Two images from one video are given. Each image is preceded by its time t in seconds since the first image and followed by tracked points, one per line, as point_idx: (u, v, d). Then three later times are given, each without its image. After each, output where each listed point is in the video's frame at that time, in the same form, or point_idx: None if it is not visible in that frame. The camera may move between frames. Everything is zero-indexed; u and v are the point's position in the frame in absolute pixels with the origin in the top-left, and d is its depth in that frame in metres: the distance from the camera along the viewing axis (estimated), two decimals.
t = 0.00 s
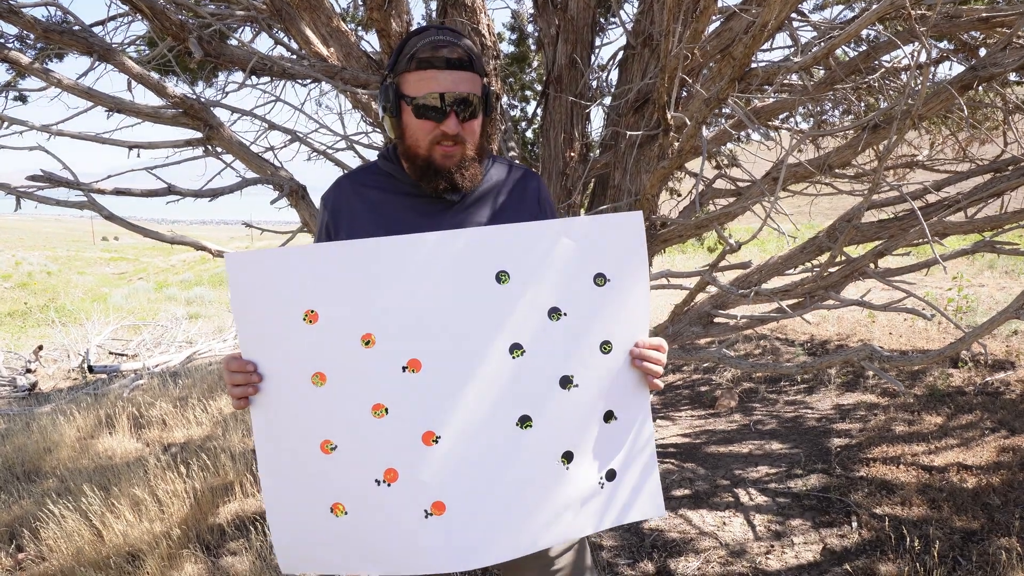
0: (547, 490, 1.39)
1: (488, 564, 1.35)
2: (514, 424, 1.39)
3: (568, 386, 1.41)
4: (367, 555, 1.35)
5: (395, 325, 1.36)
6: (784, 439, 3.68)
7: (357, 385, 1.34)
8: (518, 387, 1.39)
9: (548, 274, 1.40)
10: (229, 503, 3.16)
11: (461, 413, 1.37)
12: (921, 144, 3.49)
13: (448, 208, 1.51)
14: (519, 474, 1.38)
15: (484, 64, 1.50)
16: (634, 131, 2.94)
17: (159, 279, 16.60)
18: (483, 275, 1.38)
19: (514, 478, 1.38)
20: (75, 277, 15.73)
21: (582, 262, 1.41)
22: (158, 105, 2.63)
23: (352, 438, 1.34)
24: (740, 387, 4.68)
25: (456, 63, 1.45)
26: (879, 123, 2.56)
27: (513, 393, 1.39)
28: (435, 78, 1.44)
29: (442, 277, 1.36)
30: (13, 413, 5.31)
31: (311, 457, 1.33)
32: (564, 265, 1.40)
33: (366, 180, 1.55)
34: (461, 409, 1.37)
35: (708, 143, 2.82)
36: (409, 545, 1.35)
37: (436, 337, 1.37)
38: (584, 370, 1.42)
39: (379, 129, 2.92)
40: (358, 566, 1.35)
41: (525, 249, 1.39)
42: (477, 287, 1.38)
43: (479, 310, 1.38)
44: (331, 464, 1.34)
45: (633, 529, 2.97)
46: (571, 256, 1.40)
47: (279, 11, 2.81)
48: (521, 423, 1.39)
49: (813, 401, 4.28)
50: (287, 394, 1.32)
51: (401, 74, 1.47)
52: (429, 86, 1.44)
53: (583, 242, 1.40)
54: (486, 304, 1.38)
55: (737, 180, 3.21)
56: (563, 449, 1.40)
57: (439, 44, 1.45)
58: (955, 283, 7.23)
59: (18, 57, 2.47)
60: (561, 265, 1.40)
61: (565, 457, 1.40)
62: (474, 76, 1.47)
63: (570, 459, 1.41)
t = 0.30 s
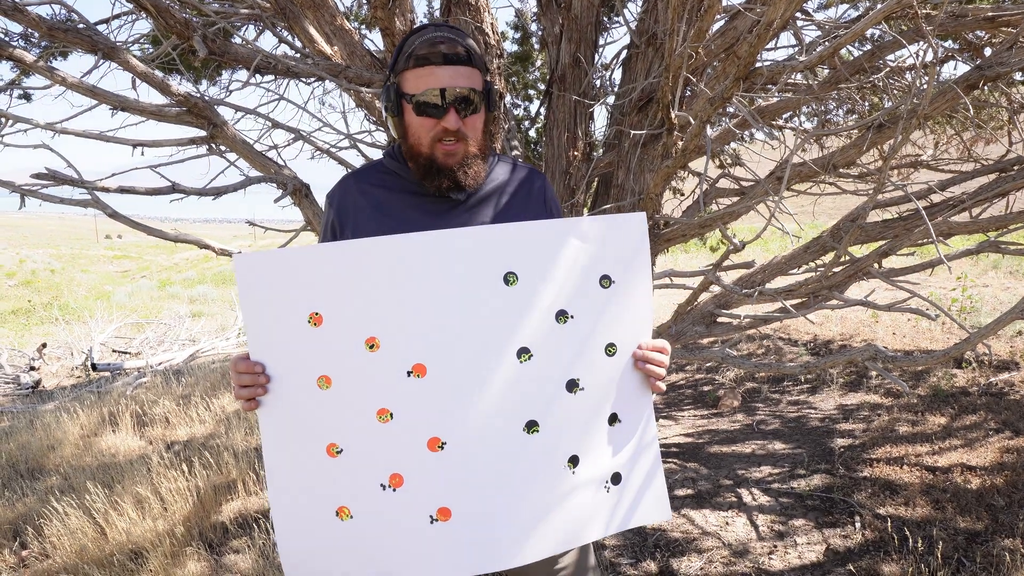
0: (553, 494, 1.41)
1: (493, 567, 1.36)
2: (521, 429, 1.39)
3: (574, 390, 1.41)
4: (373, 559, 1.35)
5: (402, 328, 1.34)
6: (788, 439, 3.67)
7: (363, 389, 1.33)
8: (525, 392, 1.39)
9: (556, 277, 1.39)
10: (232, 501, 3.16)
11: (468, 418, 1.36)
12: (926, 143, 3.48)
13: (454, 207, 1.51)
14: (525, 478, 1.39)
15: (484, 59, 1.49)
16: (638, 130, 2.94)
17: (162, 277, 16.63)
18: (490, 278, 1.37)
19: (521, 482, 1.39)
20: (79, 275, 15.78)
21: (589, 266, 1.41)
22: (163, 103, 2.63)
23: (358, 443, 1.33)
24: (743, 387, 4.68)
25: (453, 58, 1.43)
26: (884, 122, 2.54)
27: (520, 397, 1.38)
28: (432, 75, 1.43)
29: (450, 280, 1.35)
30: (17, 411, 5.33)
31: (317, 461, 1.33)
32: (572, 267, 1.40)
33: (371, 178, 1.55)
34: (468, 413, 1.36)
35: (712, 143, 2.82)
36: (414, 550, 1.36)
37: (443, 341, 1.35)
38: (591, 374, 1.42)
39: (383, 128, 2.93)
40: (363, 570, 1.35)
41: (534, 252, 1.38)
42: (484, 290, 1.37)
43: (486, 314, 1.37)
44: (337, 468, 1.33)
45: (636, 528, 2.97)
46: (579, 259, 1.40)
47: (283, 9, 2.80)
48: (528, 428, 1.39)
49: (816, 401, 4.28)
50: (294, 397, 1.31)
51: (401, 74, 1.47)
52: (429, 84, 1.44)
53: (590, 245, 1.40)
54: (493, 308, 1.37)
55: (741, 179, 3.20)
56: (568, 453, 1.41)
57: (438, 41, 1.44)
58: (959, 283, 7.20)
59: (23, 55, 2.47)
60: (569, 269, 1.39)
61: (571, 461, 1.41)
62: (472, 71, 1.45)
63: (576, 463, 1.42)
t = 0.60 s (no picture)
0: (546, 516, 1.42)
1: None
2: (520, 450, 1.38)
3: (573, 412, 1.41)
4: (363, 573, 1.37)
5: (402, 347, 1.32)
6: (788, 439, 3.67)
7: (363, 405, 1.32)
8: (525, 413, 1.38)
9: (560, 299, 1.38)
10: (232, 501, 3.16)
11: (467, 438, 1.36)
12: (926, 142, 3.48)
13: (451, 206, 1.50)
14: (519, 499, 1.40)
15: (460, 50, 1.47)
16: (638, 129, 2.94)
17: (162, 277, 16.63)
18: (494, 299, 1.34)
19: (515, 503, 1.40)
20: (79, 275, 15.80)
21: (594, 289, 1.39)
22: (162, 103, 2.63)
23: (355, 459, 1.33)
24: (743, 386, 4.68)
25: (427, 52, 1.43)
26: (885, 121, 2.52)
27: (518, 419, 1.38)
28: (408, 71, 1.43)
29: (453, 300, 1.32)
30: (17, 411, 5.34)
31: (314, 473, 1.33)
32: (577, 291, 1.38)
33: (373, 178, 1.55)
34: (467, 434, 1.36)
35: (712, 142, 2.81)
36: (404, 565, 1.37)
37: (445, 361, 1.34)
38: (591, 396, 1.42)
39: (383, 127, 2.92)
40: None
41: (539, 273, 1.35)
42: (487, 312, 1.35)
43: (488, 336, 1.35)
44: (333, 481, 1.33)
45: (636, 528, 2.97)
46: (584, 282, 1.38)
47: (283, 9, 2.82)
48: (525, 453, 1.39)
49: (816, 400, 4.27)
50: (294, 409, 1.30)
51: (383, 74, 1.48)
52: (406, 80, 1.44)
53: (596, 268, 1.38)
54: (495, 330, 1.35)
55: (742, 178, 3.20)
56: (564, 475, 1.42)
57: (414, 37, 1.44)
58: (959, 282, 7.19)
59: (23, 55, 2.47)
60: (573, 291, 1.38)
61: (565, 483, 1.42)
62: (448, 62, 1.44)
63: (570, 485, 1.43)
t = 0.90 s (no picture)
0: (540, 505, 1.41)
1: None
2: (511, 440, 1.39)
3: (565, 401, 1.41)
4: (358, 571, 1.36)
5: (392, 338, 1.33)
6: (787, 438, 3.67)
7: (354, 399, 1.32)
8: (516, 402, 1.39)
9: (549, 287, 1.38)
10: (232, 503, 3.16)
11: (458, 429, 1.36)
12: (923, 140, 3.48)
13: (448, 209, 1.51)
14: (513, 489, 1.40)
15: (446, 54, 1.46)
16: (635, 129, 2.94)
17: (161, 280, 16.62)
18: (483, 287, 1.36)
19: (509, 493, 1.40)
20: (79, 279, 15.80)
21: (583, 276, 1.40)
22: (159, 106, 2.63)
23: (347, 453, 1.33)
24: (742, 386, 4.68)
25: (416, 59, 1.42)
26: (880, 120, 2.53)
27: (510, 407, 1.38)
28: (399, 79, 1.42)
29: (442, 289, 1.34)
30: (17, 415, 5.33)
31: (306, 469, 1.32)
32: (566, 277, 1.39)
33: (368, 181, 1.55)
34: (459, 425, 1.36)
35: (708, 142, 2.82)
36: (400, 561, 1.36)
37: (434, 352, 1.34)
38: (581, 384, 1.42)
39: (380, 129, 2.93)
40: None
41: (527, 261, 1.37)
42: (475, 301, 1.36)
43: (477, 325, 1.36)
44: (325, 478, 1.33)
45: (635, 528, 2.97)
46: (572, 269, 1.39)
47: (279, 12, 2.78)
48: (518, 441, 1.39)
49: (815, 400, 4.27)
50: (284, 405, 1.30)
51: (373, 83, 1.46)
52: (398, 89, 1.42)
53: (584, 254, 1.39)
54: (485, 318, 1.36)
55: (739, 178, 3.20)
56: (557, 465, 1.42)
57: (400, 45, 1.43)
58: (958, 280, 7.20)
59: (19, 59, 2.47)
60: (562, 279, 1.38)
61: (559, 472, 1.42)
62: (437, 67, 1.44)
63: (564, 474, 1.42)
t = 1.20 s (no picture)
0: (546, 500, 1.42)
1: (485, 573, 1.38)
2: (518, 434, 1.39)
3: (571, 395, 1.42)
4: (365, 567, 1.36)
5: (397, 333, 1.33)
6: (788, 438, 3.67)
7: (359, 394, 1.32)
8: (522, 396, 1.39)
9: (555, 281, 1.38)
10: (233, 503, 3.17)
11: (464, 424, 1.36)
12: (925, 140, 3.47)
13: (447, 209, 1.51)
14: (519, 483, 1.40)
15: (448, 58, 1.45)
16: (636, 129, 2.94)
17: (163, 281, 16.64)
18: (489, 281, 1.36)
19: (515, 488, 1.40)
20: (80, 279, 15.83)
21: (589, 270, 1.40)
22: (160, 107, 2.64)
23: (352, 449, 1.33)
24: (744, 386, 4.67)
25: (417, 62, 1.41)
26: (881, 120, 2.53)
27: (516, 401, 1.39)
28: (400, 83, 1.41)
29: (448, 283, 1.33)
30: (18, 416, 5.34)
31: (311, 465, 1.33)
32: (572, 271, 1.39)
33: (367, 181, 1.56)
34: (464, 419, 1.36)
35: (709, 142, 2.81)
36: (406, 557, 1.36)
37: (440, 347, 1.35)
38: (587, 378, 1.42)
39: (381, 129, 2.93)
40: None
41: (533, 255, 1.37)
42: (482, 295, 1.36)
43: (483, 319, 1.36)
44: (331, 473, 1.33)
45: (636, 528, 2.96)
46: (578, 263, 1.39)
47: (280, 13, 2.79)
48: (524, 435, 1.39)
49: (817, 400, 4.27)
50: (289, 401, 1.31)
51: (375, 85, 1.46)
52: (398, 92, 1.42)
53: (591, 249, 1.39)
54: (491, 312, 1.36)
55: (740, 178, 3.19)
56: (563, 459, 1.42)
57: (402, 48, 1.42)
58: (960, 280, 7.18)
59: (21, 60, 2.48)
60: (568, 273, 1.39)
61: (565, 466, 1.43)
62: (438, 71, 1.43)
63: (570, 469, 1.43)
